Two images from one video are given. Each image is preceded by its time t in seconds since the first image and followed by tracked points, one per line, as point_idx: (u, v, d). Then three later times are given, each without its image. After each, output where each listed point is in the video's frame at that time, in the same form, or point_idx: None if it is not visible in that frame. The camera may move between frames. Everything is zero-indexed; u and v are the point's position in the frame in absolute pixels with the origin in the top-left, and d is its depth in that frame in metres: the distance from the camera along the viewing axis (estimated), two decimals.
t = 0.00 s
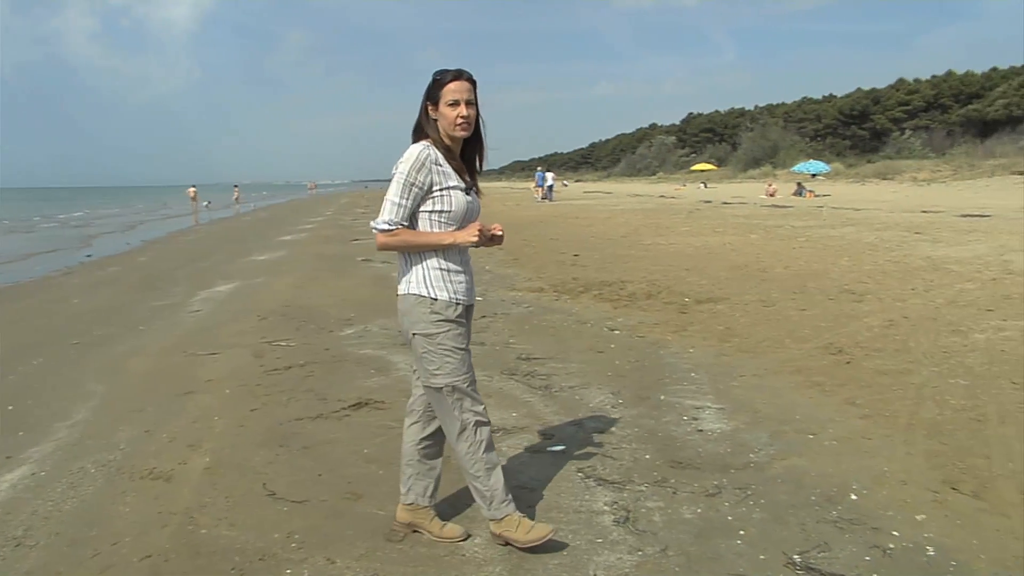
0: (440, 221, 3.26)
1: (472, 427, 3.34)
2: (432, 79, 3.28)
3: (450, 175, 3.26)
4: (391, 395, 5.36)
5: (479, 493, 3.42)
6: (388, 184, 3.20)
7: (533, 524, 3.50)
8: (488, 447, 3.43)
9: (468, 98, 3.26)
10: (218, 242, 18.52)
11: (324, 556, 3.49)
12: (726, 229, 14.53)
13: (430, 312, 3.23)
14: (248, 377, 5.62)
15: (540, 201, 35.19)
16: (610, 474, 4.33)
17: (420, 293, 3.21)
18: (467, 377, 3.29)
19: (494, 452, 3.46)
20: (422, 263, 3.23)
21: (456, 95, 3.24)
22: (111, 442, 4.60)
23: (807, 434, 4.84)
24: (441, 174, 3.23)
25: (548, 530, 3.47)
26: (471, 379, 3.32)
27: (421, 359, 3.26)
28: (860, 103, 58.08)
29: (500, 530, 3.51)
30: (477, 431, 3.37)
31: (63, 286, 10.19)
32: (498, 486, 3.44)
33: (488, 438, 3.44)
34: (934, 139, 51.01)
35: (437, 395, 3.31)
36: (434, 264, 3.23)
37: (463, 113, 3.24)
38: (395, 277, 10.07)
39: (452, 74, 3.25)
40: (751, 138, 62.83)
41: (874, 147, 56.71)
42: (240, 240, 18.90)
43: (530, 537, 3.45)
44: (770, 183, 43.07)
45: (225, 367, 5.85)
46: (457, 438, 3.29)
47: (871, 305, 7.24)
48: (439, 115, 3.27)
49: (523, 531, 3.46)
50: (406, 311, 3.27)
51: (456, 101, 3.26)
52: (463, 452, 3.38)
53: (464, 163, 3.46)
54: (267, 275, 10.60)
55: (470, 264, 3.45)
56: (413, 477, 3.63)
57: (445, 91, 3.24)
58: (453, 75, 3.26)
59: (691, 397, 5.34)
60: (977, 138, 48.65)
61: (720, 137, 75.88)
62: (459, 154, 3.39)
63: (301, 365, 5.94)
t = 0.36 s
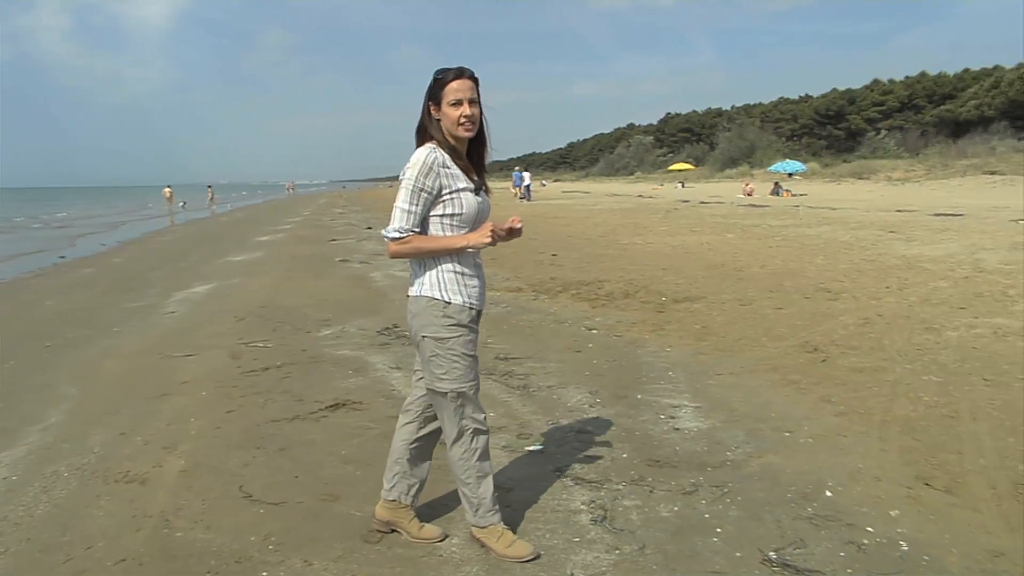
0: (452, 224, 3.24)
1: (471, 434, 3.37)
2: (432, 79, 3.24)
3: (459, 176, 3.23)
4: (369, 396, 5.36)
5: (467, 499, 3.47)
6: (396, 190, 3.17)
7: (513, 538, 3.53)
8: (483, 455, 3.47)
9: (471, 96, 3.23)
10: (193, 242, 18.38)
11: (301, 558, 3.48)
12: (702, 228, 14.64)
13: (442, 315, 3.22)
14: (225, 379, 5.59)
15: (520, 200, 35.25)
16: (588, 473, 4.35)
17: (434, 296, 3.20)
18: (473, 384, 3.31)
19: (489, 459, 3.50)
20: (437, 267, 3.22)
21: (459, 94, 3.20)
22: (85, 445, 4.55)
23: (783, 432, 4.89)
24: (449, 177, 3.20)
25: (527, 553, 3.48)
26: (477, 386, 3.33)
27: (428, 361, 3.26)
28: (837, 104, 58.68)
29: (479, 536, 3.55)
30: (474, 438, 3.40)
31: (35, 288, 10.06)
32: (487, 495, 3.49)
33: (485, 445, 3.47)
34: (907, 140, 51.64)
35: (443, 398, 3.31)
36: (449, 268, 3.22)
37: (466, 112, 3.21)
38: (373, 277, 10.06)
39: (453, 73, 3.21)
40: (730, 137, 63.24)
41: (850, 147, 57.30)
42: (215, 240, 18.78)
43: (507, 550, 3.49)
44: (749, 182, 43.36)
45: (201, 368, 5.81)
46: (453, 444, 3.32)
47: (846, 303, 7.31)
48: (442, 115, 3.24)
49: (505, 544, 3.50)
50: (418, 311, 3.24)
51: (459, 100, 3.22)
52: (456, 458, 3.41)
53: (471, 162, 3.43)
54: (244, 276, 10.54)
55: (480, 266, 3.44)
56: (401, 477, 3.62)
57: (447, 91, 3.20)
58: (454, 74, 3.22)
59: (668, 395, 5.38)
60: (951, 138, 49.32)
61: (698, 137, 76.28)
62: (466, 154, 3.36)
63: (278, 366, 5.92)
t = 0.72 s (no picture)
0: (458, 222, 3.23)
1: (463, 437, 3.38)
2: (434, 75, 3.23)
3: (465, 174, 3.20)
4: (346, 396, 5.35)
5: (449, 500, 3.47)
6: (400, 188, 3.16)
7: (491, 540, 3.53)
8: (475, 459, 3.47)
9: (473, 91, 3.20)
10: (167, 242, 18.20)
11: (277, 561, 3.47)
12: (678, 228, 14.75)
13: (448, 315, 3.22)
14: (200, 380, 5.55)
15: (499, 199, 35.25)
16: (565, 472, 4.37)
17: (439, 295, 3.20)
18: (471, 388, 3.32)
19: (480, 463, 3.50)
20: (443, 266, 3.22)
21: (461, 89, 3.18)
22: (57, 449, 4.50)
23: (757, 429, 4.94)
24: (455, 174, 3.18)
25: (504, 554, 3.49)
26: (476, 390, 3.33)
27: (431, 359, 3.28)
28: (814, 104, 59.22)
29: (456, 535, 3.56)
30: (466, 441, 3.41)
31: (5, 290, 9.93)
32: (470, 497, 3.50)
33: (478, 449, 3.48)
34: (883, 139, 52.22)
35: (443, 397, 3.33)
36: (455, 268, 3.22)
37: (468, 106, 3.18)
38: (349, 278, 10.04)
39: (454, 68, 3.20)
40: (709, 136, 63.62)
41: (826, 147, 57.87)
42: (190, 241, 18.64)
43: (484, 552, 3.49)
44: (726, 181, 43.67)
45: (175, 370, 5.77)
46: (444, 446, 3.34)
47: (821, 302, 7.39)
48: (445, 111, 3.22)
49: (482, 544, 3.51)
50: (425, 308, 3.25)
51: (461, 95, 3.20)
52: (444, 458, 3.41)
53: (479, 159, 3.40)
54: (220, 276, 10.45)
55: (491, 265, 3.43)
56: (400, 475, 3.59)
57: (448, 86, 3.18)
58: (456, 69, 3.20)
59: (645, 394, 5.42)
60: (925, 138, 49.98)
61: (676, 136, 76.67)
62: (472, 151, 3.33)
63: (254, 367, 5.89)
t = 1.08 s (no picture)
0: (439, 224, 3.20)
1: (440, 438, 3.40)
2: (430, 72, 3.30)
3: (449, 175, 3.19)
4: (323, 397, 5.33)
5: (426, 500, 3.49)
6: (384, 184, 3.18)
7: (468, 541, 3.53)
8: (454, 460, 3.46)
9: (462, 87, 3.21)
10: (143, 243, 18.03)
11: (253, 563, 3.45)
12: (657, 228, 14.84)
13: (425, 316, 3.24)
14: (176, 382, 5.51)
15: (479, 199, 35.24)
16: (543, 472, 4.39)
17: (416, 297, 3.23)
18: (448, 389, 3.32)
19: (460, 464, 3.49)
20: (420, 267, 3.24)
21: (449, 84, 3.21)
22: (29, 453, 4.45)
23: (733, 428, 4.98)
24: (438, 175, 3.17)
25: (481, 554, 3.49)
26: (454, 392, 3.33)
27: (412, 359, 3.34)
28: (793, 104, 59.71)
29: (434, 535, 3.57)
30: (445, 441, 3.42)
31: None
32: (449, 498, 3.50)
33: (458, 450, 3.47)
34: (860, 138, 52.75)
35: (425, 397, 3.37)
36: (430, 269, 3.23)
37: (453, 101, 3.19)
38: (327, 278, 10.01)
39: (447, 65, 3.25)
40: (690, 135, 63.95)
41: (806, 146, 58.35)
42: (166, 241, 18.47)
43: (461, 552, 3.49)
44: (705, 181, 43.94)
45: (151, 372, 5.72)
46: (420, 446, 3.38)
47: (797, 300, 7.46)
48: (435, 107, 3.25)
49: (459, 545, 3.51)
50: (406, 309, 3.31)
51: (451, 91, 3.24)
52: (422, 458, 3.44)
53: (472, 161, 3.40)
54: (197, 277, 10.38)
55: (481, 268, 3.38)
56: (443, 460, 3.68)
57: (439, 81, 3.23)
58: (448, 66, 3.25)
59: (623, 393, 5.45)
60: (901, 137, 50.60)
61: (657, 135, 76.99)
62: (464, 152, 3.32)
63: (231, 368, 5.85)
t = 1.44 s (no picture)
0: (421, 224, 3.20)
1: (423, 438, 3.40)
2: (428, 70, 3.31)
3: (433, 176, 3.17)
4: (303, 398, 5.32)
5: (409, 500, 3.49)
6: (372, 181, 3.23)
7: (449, 542, 3.53)
8: (436, 460, 3.45)
9: (453, 91, 3.20)
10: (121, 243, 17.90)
11: (232, 566, 3.43)
12: (637, 227, 14.92)
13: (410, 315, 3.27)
14: (154, 384, 5.47)
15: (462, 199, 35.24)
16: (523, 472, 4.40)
17: (400, 296, 3.27)
18: (432, 389, 3.33)
19: (443, 465, 3.48)
20: (403, 266, 3.27)
21: (441, 86, 3.21)
22: (3, 457, 4.40)
23: (711, 426, 5.02)
24: (421, 175, 3.16)
25: (462, 554, 3.49)
26: (438, 392, 3.33)
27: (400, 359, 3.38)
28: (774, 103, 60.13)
29: (414, 536, 3.57)
30: (429, 441, 3.43)
31: None
32: (430, 498, 3.49)
33: (442, 450, 3.47)
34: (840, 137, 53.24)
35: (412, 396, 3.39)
36: (413, 269, 3.25)
37: (442, 105, 3.19)
38: (307, 278, 9.97)
39: (442, 65, 3.24)
40: (672, 134, 64.26)
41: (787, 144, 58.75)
42: (144, 241, 18.33)
43: (441, 552, 3.49)
44: (687, 181, 44.17)
45: (129, 374, 5.67)
46: (403, 444, 3.40)
47: (776, 299, 7.53)
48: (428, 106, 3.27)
49: (439, 545, 3.51)
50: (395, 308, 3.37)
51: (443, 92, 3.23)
52: (405, 457, 3.45)
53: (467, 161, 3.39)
54: (176, 278, 10.30)
55: (472, 268, 3.35)
56: (505, 477, 3.62)
57: (431, 82, 3.24)
58: (443, 66, 3.24)
59: (602, 392, 5.47)
60: (881, 137, 51.14)
61: (640, 134, 77.27)
62: (457, 153, 3.32)
63: (210, 369, 5.82)
